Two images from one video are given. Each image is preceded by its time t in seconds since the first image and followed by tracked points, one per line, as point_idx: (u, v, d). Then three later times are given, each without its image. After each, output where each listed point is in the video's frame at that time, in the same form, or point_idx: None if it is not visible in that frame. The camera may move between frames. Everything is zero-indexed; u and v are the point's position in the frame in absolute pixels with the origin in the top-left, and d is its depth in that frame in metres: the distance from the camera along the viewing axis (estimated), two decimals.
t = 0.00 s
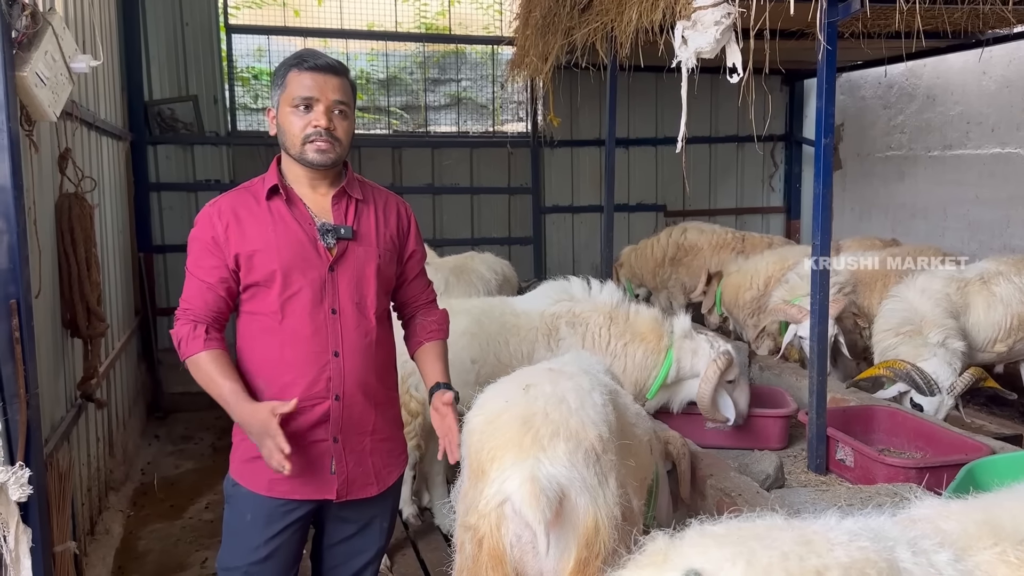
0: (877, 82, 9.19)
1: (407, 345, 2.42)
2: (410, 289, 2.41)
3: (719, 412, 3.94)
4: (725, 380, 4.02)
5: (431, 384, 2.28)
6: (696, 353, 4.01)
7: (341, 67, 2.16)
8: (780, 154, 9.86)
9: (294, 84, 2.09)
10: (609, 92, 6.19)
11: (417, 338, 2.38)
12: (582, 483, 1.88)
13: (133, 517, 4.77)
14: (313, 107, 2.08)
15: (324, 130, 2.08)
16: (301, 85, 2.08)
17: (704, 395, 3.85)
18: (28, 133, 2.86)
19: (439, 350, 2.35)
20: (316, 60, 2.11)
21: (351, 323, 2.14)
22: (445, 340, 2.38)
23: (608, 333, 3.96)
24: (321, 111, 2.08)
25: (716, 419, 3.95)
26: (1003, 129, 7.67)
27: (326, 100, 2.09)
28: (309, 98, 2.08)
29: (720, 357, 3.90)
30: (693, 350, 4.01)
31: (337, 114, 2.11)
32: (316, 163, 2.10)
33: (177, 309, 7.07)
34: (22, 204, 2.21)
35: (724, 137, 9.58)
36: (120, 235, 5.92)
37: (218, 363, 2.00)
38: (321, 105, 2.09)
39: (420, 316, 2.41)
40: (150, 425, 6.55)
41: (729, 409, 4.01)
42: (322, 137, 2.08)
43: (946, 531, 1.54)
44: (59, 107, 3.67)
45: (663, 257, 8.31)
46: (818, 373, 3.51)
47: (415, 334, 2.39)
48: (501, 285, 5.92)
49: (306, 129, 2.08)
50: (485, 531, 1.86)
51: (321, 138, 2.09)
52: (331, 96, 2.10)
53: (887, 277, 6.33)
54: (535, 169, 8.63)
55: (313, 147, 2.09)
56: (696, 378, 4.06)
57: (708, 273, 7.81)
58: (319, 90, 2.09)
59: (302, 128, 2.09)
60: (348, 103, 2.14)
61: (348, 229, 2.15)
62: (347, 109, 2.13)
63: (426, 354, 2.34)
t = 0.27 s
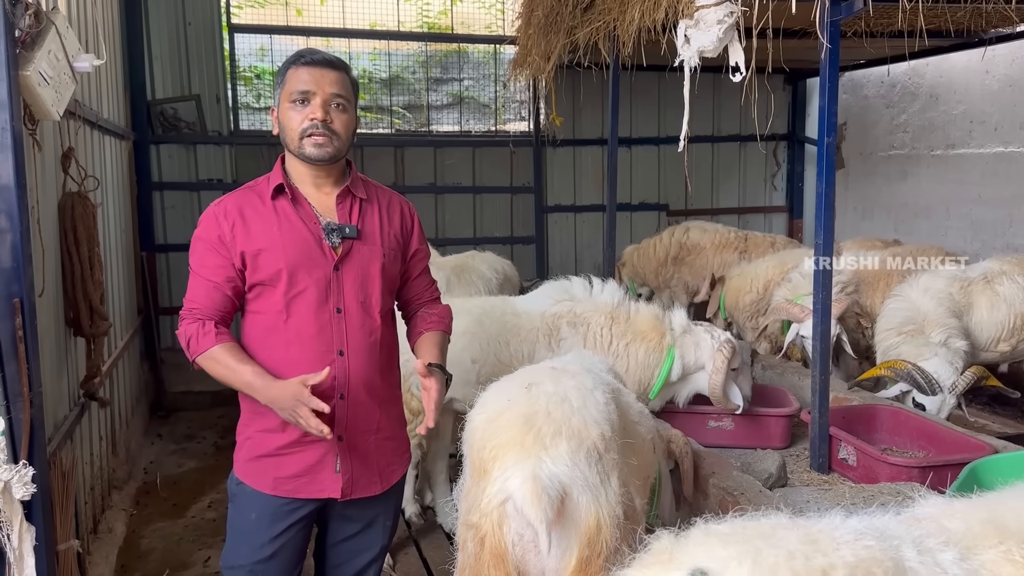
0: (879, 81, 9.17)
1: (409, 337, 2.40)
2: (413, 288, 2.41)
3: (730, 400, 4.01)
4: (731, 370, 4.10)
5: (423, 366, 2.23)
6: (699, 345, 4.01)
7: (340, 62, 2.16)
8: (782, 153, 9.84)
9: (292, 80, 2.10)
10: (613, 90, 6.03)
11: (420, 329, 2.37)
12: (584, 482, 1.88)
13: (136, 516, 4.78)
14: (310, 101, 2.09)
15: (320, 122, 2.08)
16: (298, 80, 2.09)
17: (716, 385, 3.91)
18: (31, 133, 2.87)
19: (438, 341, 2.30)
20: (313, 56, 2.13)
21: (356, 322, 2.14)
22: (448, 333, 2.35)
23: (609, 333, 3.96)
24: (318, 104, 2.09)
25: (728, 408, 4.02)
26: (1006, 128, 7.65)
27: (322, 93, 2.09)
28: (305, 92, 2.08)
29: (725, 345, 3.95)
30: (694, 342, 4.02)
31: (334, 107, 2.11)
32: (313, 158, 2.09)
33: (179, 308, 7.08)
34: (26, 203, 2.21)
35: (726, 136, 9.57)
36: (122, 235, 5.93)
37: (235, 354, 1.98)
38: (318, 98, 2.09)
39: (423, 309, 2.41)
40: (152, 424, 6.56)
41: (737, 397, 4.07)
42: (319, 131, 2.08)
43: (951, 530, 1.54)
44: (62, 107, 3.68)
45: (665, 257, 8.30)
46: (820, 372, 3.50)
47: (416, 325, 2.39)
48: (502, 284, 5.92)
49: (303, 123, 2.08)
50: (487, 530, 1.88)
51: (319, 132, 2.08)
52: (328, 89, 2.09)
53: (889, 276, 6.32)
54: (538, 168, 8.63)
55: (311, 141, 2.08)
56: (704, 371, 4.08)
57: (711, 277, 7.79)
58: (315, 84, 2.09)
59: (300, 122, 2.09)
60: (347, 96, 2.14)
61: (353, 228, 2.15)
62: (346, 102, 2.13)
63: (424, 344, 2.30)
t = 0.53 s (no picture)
0: (882, 81, 9.16)
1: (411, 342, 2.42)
2: (417, 288, 2.41)
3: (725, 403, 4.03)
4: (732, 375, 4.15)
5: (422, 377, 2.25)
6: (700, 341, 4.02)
7: (332, 60, 2.16)
8: (784, 153, 9.83)
9: (286, 83, 2.11)
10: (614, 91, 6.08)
11: (421, 333, 2.37)
12: (586, 482, 1.88)
13: (138, 515, 4.78)
14: (305, 101, 2.09)
15: (316, 122, 2.08)
16: (291, 82, 2.09)
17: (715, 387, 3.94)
18: (35, 133, 2.87)
19: (438, 347, 2.32)
20: (303, 56, 2.13)
21: (359, 322, 2.14)
22: (448, 336, 2.35)
23: (612, 333, 3.95)
24: (312, 104, 2.08)
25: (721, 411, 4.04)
26: (1008, 127, 7.63)
27: (315, 92, 2.09)
28: (299, 93, 2.08)
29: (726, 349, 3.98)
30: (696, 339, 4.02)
31: (329, 105, 2.10)
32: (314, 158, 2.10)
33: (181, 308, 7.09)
34: (29, 202, 2.22)
35: (728, 136, 9.56)
36: (124, 235, 5.93)
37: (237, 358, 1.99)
38: (312, 98, 2.08)
39: (425, 312, 2.41)
40: (154, 424, 6.57)
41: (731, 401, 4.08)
42: (316, 130, 2.08)
43: (954, 531, 1.54)
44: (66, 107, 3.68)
45: (667, 256, 8.30)
46: (823, 372, 3.49)
47: (418, 328, 2.39)
48: (503, 283, 5.92)
49: (300, 124, 2.08)
50: (490, 530, 1.89)
51: (315, 131, 2.08)
52: (321, 88, 2.09)
53: (891, 276, 6.31)
54: (540, 168, 8.63)
55: (310, 141, 2.08)
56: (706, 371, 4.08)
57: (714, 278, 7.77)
58: (308, 84, 2.09)
59: (297, 123, 2.09)
60: (343, 94, 2.13)
61: (356, 228, 2.15)
62: (341, 101, 2.12)
63: (426, 350, 2.31)
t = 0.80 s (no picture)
0: (884, 79, 9.15)
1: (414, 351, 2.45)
2: (419, 287, 2.41)
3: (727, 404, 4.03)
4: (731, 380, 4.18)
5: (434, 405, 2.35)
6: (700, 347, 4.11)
7: (333, 59, 2.15)
8: (786, 151, 9.82)
9: (287, 81, 2.10)
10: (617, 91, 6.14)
11: (425, 346, 2.40)
12: (589, 482, 1.88)
13: (140, 513, 4.79)
14: (305, 101, 2.08)
15: (317, 122, 2.08)
16: (292, 80, 2.09)
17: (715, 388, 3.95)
18: (37, 131, 2.87)
19: (444, 362, 2.40)
20: (304, 56, 2.12)
21: (362, 321, 2.14)
22: (450, 349, 2.40)
23: (621, 333, 3.92)
24: (313, 103, 2.08)
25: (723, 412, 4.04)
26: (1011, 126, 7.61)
27: (316, 91, 2.08)
28: (301, 92, 2.08)
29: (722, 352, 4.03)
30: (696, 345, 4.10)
31: (330, 104, 2.10)
32: (315, 157, 2.10)
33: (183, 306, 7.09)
34: (31, 200, 2.22)
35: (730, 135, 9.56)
36: (126, 233, 5.93)
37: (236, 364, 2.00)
38: (313, 97, 2.08)
39: (428, 323, 2.42)
40: (156, 422, 6.57)
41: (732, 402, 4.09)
42: (317, 129, 2.08)
43: (960, 530, 1.53)
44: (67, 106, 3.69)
45: (669, 255, 8.29)
46: (826, 371, 3.48)
47: (421, 341, 2.41)
48: (505, 282, 5.92)
49: (300, 124, 2.08)
50: (491, 529, 1.88)
51: (317, 131, 2.08)
52: (321, 87, 2.08)
53: (893, 275, 6.30)
54: (542, 167, 8.63)
55: (311, 141, 2.08)
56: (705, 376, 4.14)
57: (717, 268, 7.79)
58: (309, 83, 2.08)
59: (298, 123, 2.09)
60: (344, 93, 2.12)
61: (359, 227, 2.14)
62: (342, 100, 2.12)
63: (432, 366, 2.39)
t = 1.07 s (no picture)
0: (885, 78, 9.14)
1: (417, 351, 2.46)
2: (421, 286, 2.41)
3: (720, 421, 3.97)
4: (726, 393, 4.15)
5: (443, 403, 2.39)
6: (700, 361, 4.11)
7: (336, 58, 2.15)
8: (788, 150, 9.81)
9: (290, 80, 2.10)
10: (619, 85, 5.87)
11: (428, 345, 2.42)
12: (588, 483, 1.88)
13: (141, 512, 4.79)
14: (308, 100, 2.08)
15: (319, 122, 2.08)
16: (295, 80, 2.09)
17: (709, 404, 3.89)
18: (37, 130, 2.87)
19: (451, 360, 2.43)
20: (306, 54, 2.11)
21: (364, 320, 2.14)
22: (455, 347, 2.43)
23: (628, 335, 3.92)
24: (316, 103, 2.08)
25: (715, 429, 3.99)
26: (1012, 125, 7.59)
27: (319, 91, 2.08)
28: (302, 92, 2.08)
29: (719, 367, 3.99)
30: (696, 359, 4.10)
31: (332, 104, 2.10)
32: (317, 157, 2.10)
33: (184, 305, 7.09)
34: (32, 199, 2.22)
35: (731, 134, 9.55)
36: (127, 233, 5.94)
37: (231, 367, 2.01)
38: (315, 97, 2.08)
39: (431, 322, 2.43)
40: (158, 421, 6.58)
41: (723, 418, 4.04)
42: (319, 129, 2.08)
43: (964, 529, 1.53)
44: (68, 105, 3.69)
45: (669, 254, 8.29)
46: (828, 370, 3.48)
47: (425, 341, 2.42)
48: (505, 281, 5.92)
49: (303, 123, 2.08)
50: (490, 531, 1.89)
51: (319, 131, 2.08)
52: (324, 87, 2.08)
53: (894, 275, 6.30)
54: (543, 167, 8.63)
55: (313, 141, 2.08)
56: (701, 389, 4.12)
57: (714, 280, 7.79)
58: (312, 83, 2.08)
59: (300, 123, 2.08)
60: (346, 93, 2.12)
61: (360, 226, 2.14)
62: (344, 99, 2.12)
63: (438, 364, 2.42)
